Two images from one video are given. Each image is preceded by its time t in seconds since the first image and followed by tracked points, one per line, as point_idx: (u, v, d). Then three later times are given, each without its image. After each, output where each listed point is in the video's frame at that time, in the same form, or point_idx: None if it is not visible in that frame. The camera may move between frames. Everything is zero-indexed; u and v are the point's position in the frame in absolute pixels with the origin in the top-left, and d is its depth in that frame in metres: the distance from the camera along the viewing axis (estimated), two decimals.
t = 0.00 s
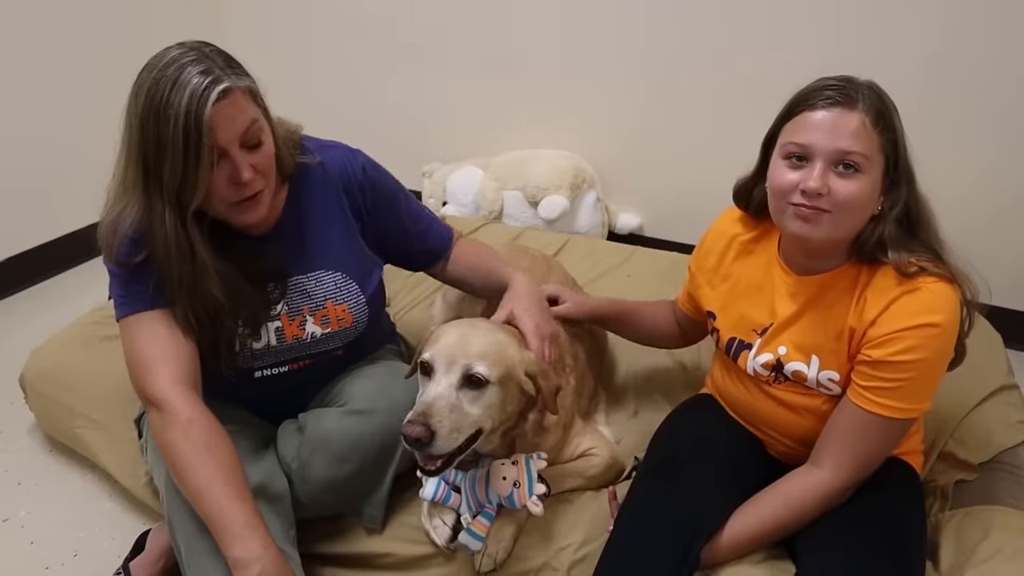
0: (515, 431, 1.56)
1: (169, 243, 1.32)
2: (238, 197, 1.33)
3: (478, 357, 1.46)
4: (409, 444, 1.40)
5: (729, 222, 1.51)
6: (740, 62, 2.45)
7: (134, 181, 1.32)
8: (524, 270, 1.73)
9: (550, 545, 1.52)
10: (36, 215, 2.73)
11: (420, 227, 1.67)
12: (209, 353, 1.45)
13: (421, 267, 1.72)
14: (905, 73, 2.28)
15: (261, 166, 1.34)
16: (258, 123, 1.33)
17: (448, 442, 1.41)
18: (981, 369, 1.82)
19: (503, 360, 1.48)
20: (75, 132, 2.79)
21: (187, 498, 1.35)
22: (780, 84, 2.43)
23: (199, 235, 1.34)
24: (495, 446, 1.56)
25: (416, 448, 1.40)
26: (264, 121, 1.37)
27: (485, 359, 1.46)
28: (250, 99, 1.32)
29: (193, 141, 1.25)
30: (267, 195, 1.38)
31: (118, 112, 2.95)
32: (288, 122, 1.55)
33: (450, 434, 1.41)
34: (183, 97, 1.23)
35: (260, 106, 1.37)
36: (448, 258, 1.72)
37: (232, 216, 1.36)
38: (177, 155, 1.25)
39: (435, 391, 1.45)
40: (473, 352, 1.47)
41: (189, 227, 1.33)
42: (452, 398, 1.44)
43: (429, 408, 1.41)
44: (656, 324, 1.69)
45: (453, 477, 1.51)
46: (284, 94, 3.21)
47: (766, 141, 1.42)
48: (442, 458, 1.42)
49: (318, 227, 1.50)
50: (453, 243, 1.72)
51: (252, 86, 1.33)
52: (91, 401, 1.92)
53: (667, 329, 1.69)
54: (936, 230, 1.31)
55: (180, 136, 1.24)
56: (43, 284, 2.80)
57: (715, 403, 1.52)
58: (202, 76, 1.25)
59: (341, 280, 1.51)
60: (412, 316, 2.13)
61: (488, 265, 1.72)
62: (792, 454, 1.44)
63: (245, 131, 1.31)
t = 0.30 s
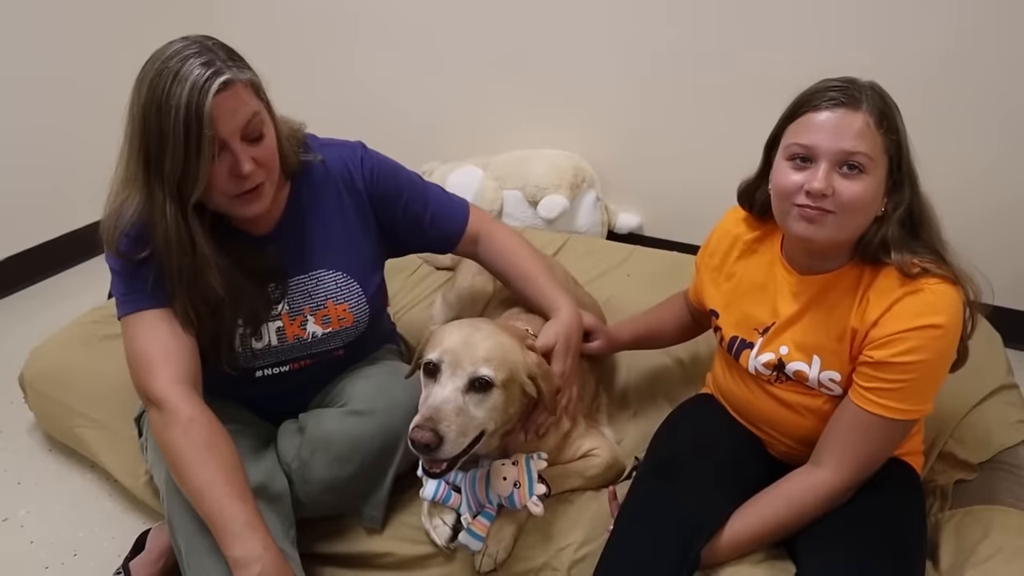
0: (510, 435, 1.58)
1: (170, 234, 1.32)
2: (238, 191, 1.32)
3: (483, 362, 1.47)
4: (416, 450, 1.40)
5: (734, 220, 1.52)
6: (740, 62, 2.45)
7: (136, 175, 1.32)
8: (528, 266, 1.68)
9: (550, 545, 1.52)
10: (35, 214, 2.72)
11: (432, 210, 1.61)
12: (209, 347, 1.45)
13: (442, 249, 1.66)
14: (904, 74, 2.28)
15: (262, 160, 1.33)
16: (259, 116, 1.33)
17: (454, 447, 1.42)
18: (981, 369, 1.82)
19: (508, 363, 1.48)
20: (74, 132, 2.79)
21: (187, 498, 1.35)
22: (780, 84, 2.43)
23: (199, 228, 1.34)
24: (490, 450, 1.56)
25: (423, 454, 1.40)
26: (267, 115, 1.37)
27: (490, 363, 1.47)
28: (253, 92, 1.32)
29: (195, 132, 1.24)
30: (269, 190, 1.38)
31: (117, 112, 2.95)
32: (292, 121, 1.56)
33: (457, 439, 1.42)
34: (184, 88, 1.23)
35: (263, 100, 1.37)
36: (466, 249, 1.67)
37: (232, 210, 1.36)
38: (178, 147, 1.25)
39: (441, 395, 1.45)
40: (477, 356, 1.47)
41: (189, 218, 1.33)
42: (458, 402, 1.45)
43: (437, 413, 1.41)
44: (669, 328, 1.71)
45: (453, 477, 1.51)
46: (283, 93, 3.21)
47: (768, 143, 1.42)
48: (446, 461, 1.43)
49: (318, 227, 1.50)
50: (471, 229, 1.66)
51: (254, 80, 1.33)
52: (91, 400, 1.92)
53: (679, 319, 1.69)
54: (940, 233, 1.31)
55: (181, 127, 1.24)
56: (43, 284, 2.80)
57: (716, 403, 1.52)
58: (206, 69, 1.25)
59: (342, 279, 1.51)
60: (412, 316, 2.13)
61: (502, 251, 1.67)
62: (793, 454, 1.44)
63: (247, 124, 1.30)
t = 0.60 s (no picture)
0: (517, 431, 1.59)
1: (164, 213, 1.31)
2: (214, 163, 1.31)
3: (491, 358, 1.48)
4: (430, 448, 1.40)
5: (740, 218, 1.52)
6: (740, 61, 2.45)
7: (122, 166, 1.34)
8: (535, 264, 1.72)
9: (549, 544, 1.52)
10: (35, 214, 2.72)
11: (440, 208, 1.64)
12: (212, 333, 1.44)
13: (445, 251, 1.70)
14: (903, 74, 2.28)
15: (236, 128, 1.32)
16: (228, 84, 1.32)
17: (467, 442, 1.43)
18: (981, 369, 1.82)
19: (514, 358, 1.49)
20: (73, 131, 2.79)
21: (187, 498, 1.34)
22: (779, 84, 2.43)
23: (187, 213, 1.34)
24: (495, 448, 1.57)
25: (437, 452, 1.41)
26: (249, 90, 1.37)
27: (497, 359, 1.48)
28: (223, 63, 1.32)
29: (152, 106, 1.26)
30: (255, 164, 1.35)
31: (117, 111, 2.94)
32: (305, 117, 1.55)
33: (469, 435, 1.43)
34: (145, 63, 1.26)
35: (245, 78, 1.37)
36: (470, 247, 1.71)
37: (220, 189, 1.35)
38: (143, 125, 1.27)
39: (451, 393, 1.46)
40: (485, 352, 1.48)
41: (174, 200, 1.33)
42: (468, 399, 1.46)
43: (449, 411, 1.42)
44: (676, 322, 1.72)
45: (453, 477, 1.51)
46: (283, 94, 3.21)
47: (774, 140, 1.42)
48: (457, 458, 1.43)
49: (325, 228, 1.50)
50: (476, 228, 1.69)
51: (232, 55, 1.34)
52: (91, 400, 1.92)
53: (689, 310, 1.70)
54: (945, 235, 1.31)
55: (141, 103, 1.25)
56: (42, 283, 2.79)
57: (717, 403, 1.52)
58: (166, 44, 1.27)
59: (348, 281, 1.51)
60: (412, 315, 2.13)
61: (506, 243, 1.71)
62: (793, 454, 1.44)
63: (213, 92, 1.30)
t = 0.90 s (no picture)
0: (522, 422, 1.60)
1: (150, 161, 1.39)
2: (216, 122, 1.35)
3: (496, 354, 1.48)
4: (443, 449, 1.40)
5: (745, 213, 1.53)
6: (740, 61, 2.45)
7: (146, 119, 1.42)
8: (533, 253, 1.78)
9: (549, 543, 1.52)
10: (35, 213, 2.72)
11: (437, 198, 1.70)
12: (206, 322, 1.46)
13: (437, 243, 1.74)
14: (902, 73, 2.29)
15: (247, 91, 1.37)
16: (260, 55, 1.40)
17: (480, 441, 1.43)
18: (980, 369, 1.83)
19: (518, 354, 1.50)
20: (73, 130, 2.79)
21: (187, 495, 1.35)
22: (779, 83, 2.43)
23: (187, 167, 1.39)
24: (502, 444, 1.58)
25: (450, 452, 1.41)
26: (279, 72, 1.44)
27: (502, 356, 1.48)
28: (262, 39, 1.42)
29: (183, 56, 1.36)
30: (263, 136, 1.39)
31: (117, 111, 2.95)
32: (320, 117, 1.60)
33: (480, 433, 1.43)
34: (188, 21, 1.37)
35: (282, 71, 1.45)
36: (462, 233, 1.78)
37: (218, 159, 1.38)
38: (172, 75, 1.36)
39: (459, 391, 1.46)
40: (489, 350, 1.48)
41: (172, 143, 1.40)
42: (476, 398, 1.45)
43: (460, 411, 1.41)
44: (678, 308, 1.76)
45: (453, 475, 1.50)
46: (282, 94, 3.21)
47: (778, 138, 1.42)
48: (469, 457, 1.44)
49: (327, 219, 1.51)
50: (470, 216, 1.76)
51: (272, 35, 1.44)
52: (91, 399, 1.92)
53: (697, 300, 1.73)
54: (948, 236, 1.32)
55: (172, 53, 1.36)
56: (42, 283, 2.79)
57: (719, 404, 1.51)
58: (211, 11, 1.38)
59: (346, 274, 1.51)
60: (412, 315, 2.13)
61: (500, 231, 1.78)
62: (793, 454, 1.44)
63: (240, 56, 1.37)
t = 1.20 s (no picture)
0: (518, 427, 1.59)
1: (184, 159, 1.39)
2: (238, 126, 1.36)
3: (492, 360, 1.48)
4: (437, 454, 1.40)
5: (751, 210, 1.53)
6: (741, 61, 2.46)
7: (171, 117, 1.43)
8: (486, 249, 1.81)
9: (549, 544, 1.52)
10: (35, 213, 2.72)
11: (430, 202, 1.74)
12: (218, 317, 1.46)
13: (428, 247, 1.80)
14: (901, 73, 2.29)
15: (269, 96, 1.38)
16: (283, 60, 1.41)
17: (472, 447, 1.43)
18: (980, 369, 1.83)
19: (515, 360, 1.50)
20: (73, 129, 2.79)
21: (195, 491, 1.35)
22: (779, 83, 2.43)
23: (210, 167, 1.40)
24: (500, 448, 1.57)
25: (443, 458, 1.41)
26: (301, 77, 1.45)
27: (499, 361, 1.48)
28: (287, 44, 1.43)
29: (209, 60, 1.37)
30: (283, 140, 1.40)
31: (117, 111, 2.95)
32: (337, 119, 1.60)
33: (474, 439, 1.43)
34: (213, 22, 1.38)
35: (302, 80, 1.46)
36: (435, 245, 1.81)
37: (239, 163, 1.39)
38: (199, 77, 1.37)
39: (454, 397, 1.46)
40: (486, 355, 1.48)
41: (197, 147, 1.40)
42: (471, 403, 1.45)
43: (454, 417, 1.41)
44: (685, 314, 1.75)
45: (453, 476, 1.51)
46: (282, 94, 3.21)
47: (784, 136, 1.42)
48: (461, 462, 1.44)
49: (347, 214, 1.54)
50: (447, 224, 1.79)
51: (296, 39, 1.45)
52: (91, 399, 1.92)
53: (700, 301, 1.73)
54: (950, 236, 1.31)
55: (196, 55, 1.37)
56: (41, 284, 2.79)
57: (721, 405, 1.51)
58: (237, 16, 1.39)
59: (359, 272, 1.53)
60: (412, 316, 2.13)
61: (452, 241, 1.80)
62: (794, 453, 1.45)
63: (264, 61, 1.38)
